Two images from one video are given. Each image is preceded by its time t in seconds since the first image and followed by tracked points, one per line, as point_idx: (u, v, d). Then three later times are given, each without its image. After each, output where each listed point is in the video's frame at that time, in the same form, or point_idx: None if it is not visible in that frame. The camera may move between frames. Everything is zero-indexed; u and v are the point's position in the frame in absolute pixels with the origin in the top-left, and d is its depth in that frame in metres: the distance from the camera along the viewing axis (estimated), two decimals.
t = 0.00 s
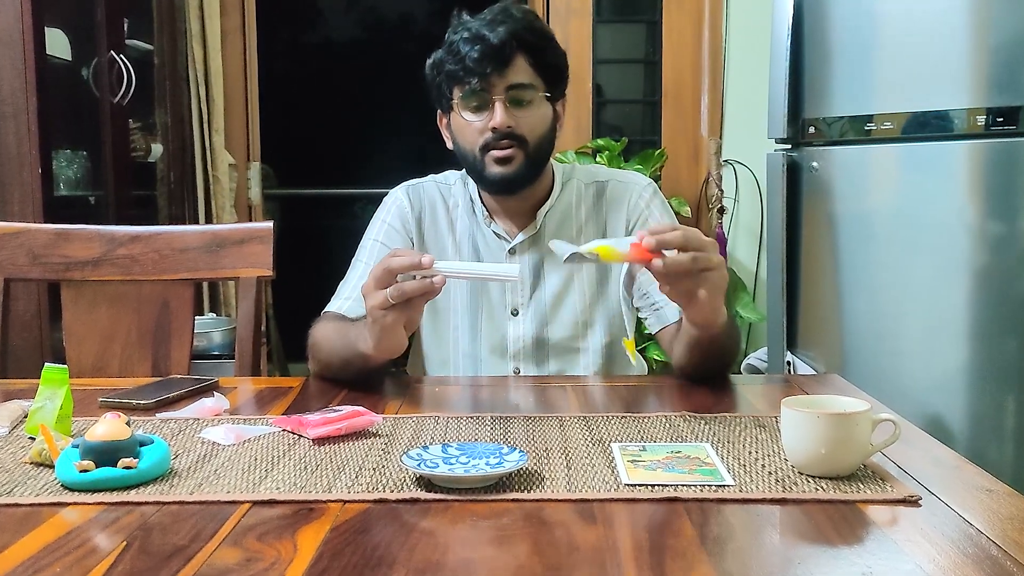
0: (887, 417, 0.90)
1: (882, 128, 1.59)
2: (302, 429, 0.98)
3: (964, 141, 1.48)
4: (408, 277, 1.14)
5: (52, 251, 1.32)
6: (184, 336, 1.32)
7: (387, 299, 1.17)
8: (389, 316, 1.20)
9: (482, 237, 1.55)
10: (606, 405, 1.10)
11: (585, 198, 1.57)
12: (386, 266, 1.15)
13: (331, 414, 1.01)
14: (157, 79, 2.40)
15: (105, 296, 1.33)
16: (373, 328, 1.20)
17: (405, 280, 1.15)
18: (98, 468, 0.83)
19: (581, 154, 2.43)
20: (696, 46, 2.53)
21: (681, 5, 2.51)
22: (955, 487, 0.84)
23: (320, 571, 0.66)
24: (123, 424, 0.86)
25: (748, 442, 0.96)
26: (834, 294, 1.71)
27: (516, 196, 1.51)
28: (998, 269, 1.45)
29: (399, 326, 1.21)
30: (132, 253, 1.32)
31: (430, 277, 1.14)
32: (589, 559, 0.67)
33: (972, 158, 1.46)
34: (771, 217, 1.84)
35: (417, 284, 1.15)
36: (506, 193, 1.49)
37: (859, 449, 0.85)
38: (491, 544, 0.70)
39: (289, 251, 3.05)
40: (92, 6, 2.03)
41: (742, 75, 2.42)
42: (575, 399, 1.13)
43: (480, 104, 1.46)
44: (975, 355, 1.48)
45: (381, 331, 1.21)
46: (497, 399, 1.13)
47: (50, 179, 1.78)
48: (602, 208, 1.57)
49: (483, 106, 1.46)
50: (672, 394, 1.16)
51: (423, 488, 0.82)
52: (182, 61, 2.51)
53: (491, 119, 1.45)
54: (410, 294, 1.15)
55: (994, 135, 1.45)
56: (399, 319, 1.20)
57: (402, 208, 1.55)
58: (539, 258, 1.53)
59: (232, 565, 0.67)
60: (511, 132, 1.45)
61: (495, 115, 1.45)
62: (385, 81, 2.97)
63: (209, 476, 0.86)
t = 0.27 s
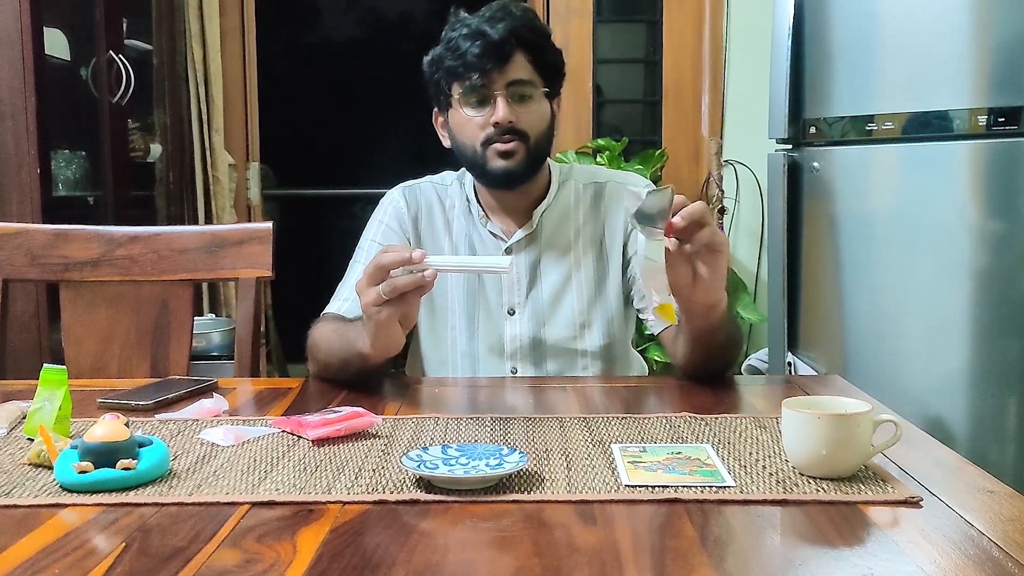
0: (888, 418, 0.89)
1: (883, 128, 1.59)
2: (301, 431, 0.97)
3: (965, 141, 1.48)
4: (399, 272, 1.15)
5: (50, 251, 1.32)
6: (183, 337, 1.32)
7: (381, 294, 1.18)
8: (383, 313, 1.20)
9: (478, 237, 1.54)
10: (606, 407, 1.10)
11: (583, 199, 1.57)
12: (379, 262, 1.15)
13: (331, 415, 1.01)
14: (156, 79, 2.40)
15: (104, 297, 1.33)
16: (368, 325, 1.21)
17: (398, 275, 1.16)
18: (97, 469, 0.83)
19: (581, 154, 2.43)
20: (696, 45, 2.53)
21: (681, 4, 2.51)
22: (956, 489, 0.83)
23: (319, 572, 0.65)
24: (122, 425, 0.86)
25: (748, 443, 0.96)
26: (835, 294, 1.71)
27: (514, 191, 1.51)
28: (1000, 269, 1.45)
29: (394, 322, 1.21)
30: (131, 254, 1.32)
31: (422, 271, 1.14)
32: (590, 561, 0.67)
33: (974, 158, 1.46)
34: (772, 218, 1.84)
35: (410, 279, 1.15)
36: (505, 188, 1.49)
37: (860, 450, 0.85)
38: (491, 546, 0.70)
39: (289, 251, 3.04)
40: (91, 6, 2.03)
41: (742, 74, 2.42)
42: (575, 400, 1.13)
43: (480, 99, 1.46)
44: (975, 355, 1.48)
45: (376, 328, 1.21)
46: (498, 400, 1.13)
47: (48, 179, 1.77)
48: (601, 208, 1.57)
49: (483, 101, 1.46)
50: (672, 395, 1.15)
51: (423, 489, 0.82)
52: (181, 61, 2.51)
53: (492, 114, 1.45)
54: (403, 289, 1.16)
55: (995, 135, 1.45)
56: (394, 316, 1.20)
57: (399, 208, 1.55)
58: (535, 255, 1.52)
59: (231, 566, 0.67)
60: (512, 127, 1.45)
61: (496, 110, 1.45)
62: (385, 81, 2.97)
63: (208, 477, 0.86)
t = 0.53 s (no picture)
0: (889, 419, 0.89)
1: (884, 128, 1.58)
2: (300, 432, 0.97)
3: (966, 141, 1.48)
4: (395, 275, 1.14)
5: (49, 252, 1.31)
6: (182, 337, 1.32)
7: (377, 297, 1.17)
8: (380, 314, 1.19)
9: (476, 237, 1.54)
10: (606, 408, 1.10)
11: (581, 197, 1.56)
12: (374, 265, 1.15)
13: (330, 416, 1.01)
14: (155, 79, 2.40)
15: (102, 297, 1.32)
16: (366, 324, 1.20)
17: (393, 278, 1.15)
18: (95, 471, 0.83)
19: (581, 154, 2.43)
20: (697, 45, 2.52)
21: (681, 5, 2.51)
22: (958, 490, 0.83)
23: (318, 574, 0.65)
24: (121, 426, 0.86)
25: (749, 444, 0.95)
26: (836, 295, 1.71)
27: (510, 191, 1.51)
28: (1001, 269, 1.45)
29: (392, 323, 1.20)
30: (130, 254, 1.32)
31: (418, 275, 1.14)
32: (590, 562, 0.67)
33: (975, 159, 1.46)
34: (772, 218, 1.83)
35: (406, 282, 1.14)
36: (504, 185, 1.49)
37: (861, 451, 0.85)
38: (491, 547, 0.70)
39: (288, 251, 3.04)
40: (90, 5, 2.03)
41: (743, 74, 2.41)
42: (575, 402, 1.12)
43: (480, 96, 1.47)
44: (976, 356, 1.47)
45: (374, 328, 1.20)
46: (498, 401, 1.13)
47: (47, 179, 1.77)
48: (599, 206, 1.57)
49: (483, 98, 1.46)
50: (672, 396, 1.15)
51: (422, 490, 0.82)
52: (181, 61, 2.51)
53: (493, 111, 1.45)
54: (398, 291, 1.15)
55: (997, 135, 1.45)
56: (390, 317, 1.19)
57: (397, 209, 1.54)
58: (532, 254, 1.52)
59: (230, 568, 0.66)
60: (512, 123, 1.44)
61: (496, 107, 1.45)
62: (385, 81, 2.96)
63: (207, 478, 0.85)
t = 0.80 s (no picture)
0: (890, 420, 0.89)
1: (885, 128, 1.58)
2: (300, 432, 0.97)
3: (967, 142, 1.47)
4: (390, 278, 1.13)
5: (47, 253, 1.31)
6: (181, 338, 1.32)
7: (373, 301, 1.16)
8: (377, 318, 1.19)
9: (477, 237, 1.54)
10: (606, 409, 1.09)
11: (576, 188, 1.57)
12: (370, 269, 1.14)
13: (330, 417, 1.00)
14: (153, 79, 2.40)
15: (101, 298, 1.32)
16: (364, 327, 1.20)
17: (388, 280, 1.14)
18: (94, 472, 0.82)
19: (581, 155, 2.42)
20: (698, 46, 2.52)
21: (682, 5, 2.51)
22: (959, 491, 0.83)
23: None
24: (119, 427, 0.85)
25: (750, 445, 0.95)
26: (838, 295, 1.70)
27: (509, 190, 1.50)
28: (1002, 269, 1.44)
29: (389, 325, 1.19)
30: (128, 255, 1.31)
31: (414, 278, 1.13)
32: (590, 563, 0.66)
33: (976, 158, 1.46)
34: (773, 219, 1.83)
35: (402, 285, 1.14)
36: (507, 183, 1.47)
37: (862, 450, 0.85)
38: (490, 548, 0.70)
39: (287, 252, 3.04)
40: (88, 6, 2.03)
41: (743, 74, 2.41)
42: (574, 402, 1.12)
43: (480, 95, 1.47)
44: (977, 356, 1.47)
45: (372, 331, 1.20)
46: (498, 402, 1.13)
47: (46, 180, 1.77)
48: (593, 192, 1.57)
49: (483, 97, 1.47)
50: (672, 397, 1.15)
51: (422, 492, 0.81)
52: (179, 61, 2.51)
53: (493, 109, 1.45)
54: (393, 294, 1.14)
55: (998, 136, 1.44)
56: (388, 320, 1.19)
57: (397, 211, 1.54)
58: (534, 250, 1.51)
59: (229, 570, 0.66)
60: (512, 121, 1.44)
61: (497, 105, 1.45)
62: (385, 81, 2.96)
63: (206, 479, 0.85)
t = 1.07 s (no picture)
0: (891, 420, 0.88)
1: (886, 128, 1.58)
2: (299, 433, 0.97)
3: (968, 142, 1.47)
4: (383, 277, 1.13)
5: (46, 253, 1.31)
6: (180, 339, 1.31)
7: (367, 301, 1.17)
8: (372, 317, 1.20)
9: (474, 236, 1.53)
10: (606, 410, 1.09)
11: (570, 185, 1.57)
12: (363, 269, 1.14)
13: (329, 418, 1.00)
14: (151, 79, 2.39)
15: (100, 299, 1.32)
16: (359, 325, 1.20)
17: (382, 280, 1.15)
18: (93, 473, 0.82)
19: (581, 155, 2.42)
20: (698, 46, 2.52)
21: (682, 5, 2.51)
22: (960, 492, 0.82)
23: None
24: (118, 428, 0.85)
25: (750, 446, 0.95)
26: (838, 295, 1.70)
27: (505, 189, 1.50)
28: (1004, 270, 1.44)
29: (383, 324, 1.20)
30: (127, 256, 1.31)
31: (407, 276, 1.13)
32: (590, 565, 0.66)
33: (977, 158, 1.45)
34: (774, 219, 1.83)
35: (395, 283, 1.13)
36: (503, 183, 1.46)
37: (862, 451, 0.84)
38: (490, 550, 0.69)
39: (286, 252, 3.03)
40: (87, 6, 2.02)
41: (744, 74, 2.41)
42: (574, 403, 1.12)
43: (473, 95, 1.47)
44: (978, 356, 1.47)
45: (367, 329, 1.21)
46: (498, 403, 1.12)
47: (44, 180, 1.77)
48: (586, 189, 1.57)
49: (476, 97, 1.46)
50: (672, 398, 1.14)
51: (422, 493, 0.81)
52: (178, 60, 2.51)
53: (486, 109, 1.45)
54: (388, 293, 1.14)
55: (999, 136, 1.44)
56: (382, 319, 1.20)
57: (394, 212, 1.54)
58: (530, 248, 1.50)
59: (229, 571, 0.66)
60: (506, 121, 1.44)
61: (490, 104, 1.45)
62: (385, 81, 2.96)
63: (205, 480, 0.85)
